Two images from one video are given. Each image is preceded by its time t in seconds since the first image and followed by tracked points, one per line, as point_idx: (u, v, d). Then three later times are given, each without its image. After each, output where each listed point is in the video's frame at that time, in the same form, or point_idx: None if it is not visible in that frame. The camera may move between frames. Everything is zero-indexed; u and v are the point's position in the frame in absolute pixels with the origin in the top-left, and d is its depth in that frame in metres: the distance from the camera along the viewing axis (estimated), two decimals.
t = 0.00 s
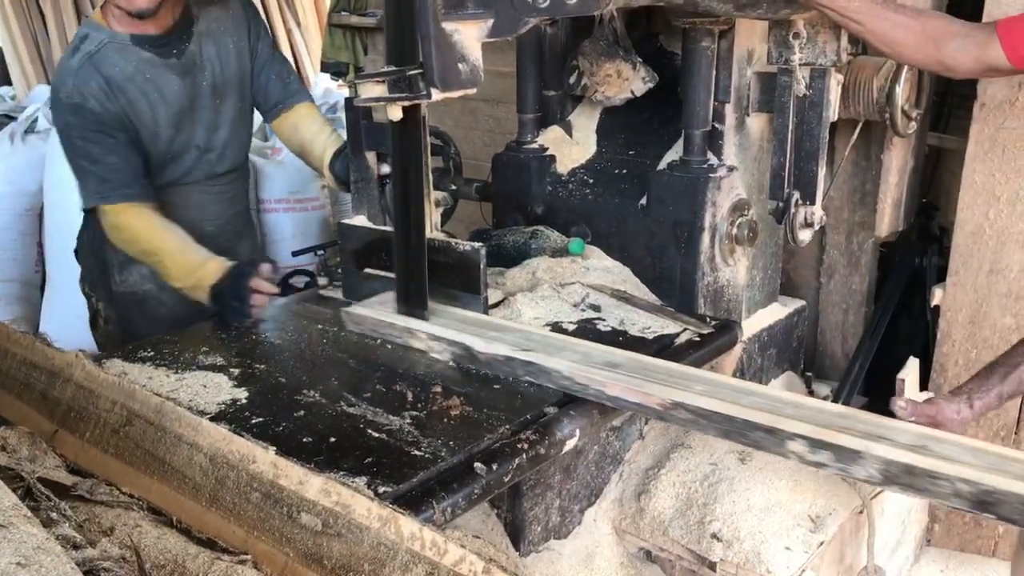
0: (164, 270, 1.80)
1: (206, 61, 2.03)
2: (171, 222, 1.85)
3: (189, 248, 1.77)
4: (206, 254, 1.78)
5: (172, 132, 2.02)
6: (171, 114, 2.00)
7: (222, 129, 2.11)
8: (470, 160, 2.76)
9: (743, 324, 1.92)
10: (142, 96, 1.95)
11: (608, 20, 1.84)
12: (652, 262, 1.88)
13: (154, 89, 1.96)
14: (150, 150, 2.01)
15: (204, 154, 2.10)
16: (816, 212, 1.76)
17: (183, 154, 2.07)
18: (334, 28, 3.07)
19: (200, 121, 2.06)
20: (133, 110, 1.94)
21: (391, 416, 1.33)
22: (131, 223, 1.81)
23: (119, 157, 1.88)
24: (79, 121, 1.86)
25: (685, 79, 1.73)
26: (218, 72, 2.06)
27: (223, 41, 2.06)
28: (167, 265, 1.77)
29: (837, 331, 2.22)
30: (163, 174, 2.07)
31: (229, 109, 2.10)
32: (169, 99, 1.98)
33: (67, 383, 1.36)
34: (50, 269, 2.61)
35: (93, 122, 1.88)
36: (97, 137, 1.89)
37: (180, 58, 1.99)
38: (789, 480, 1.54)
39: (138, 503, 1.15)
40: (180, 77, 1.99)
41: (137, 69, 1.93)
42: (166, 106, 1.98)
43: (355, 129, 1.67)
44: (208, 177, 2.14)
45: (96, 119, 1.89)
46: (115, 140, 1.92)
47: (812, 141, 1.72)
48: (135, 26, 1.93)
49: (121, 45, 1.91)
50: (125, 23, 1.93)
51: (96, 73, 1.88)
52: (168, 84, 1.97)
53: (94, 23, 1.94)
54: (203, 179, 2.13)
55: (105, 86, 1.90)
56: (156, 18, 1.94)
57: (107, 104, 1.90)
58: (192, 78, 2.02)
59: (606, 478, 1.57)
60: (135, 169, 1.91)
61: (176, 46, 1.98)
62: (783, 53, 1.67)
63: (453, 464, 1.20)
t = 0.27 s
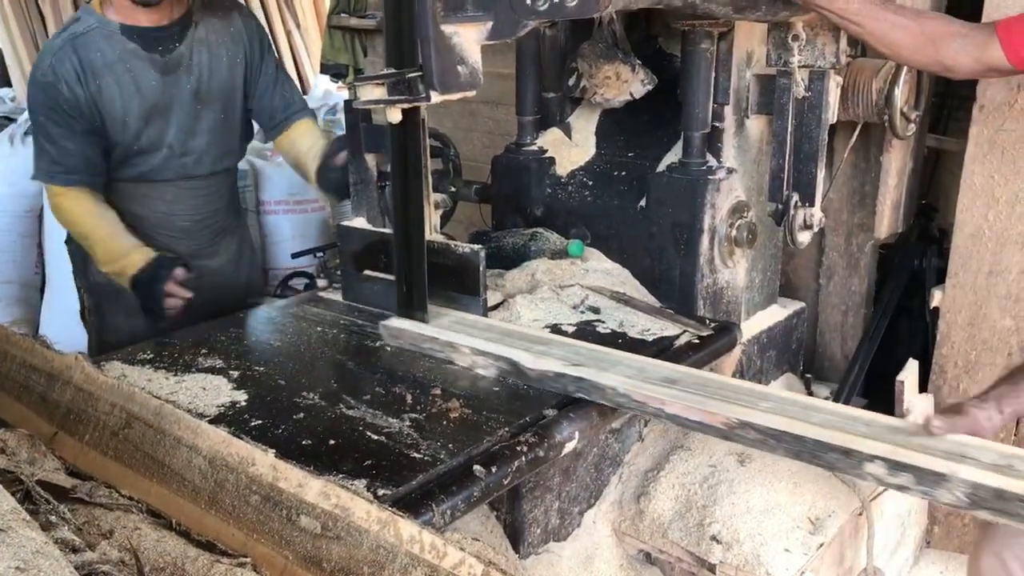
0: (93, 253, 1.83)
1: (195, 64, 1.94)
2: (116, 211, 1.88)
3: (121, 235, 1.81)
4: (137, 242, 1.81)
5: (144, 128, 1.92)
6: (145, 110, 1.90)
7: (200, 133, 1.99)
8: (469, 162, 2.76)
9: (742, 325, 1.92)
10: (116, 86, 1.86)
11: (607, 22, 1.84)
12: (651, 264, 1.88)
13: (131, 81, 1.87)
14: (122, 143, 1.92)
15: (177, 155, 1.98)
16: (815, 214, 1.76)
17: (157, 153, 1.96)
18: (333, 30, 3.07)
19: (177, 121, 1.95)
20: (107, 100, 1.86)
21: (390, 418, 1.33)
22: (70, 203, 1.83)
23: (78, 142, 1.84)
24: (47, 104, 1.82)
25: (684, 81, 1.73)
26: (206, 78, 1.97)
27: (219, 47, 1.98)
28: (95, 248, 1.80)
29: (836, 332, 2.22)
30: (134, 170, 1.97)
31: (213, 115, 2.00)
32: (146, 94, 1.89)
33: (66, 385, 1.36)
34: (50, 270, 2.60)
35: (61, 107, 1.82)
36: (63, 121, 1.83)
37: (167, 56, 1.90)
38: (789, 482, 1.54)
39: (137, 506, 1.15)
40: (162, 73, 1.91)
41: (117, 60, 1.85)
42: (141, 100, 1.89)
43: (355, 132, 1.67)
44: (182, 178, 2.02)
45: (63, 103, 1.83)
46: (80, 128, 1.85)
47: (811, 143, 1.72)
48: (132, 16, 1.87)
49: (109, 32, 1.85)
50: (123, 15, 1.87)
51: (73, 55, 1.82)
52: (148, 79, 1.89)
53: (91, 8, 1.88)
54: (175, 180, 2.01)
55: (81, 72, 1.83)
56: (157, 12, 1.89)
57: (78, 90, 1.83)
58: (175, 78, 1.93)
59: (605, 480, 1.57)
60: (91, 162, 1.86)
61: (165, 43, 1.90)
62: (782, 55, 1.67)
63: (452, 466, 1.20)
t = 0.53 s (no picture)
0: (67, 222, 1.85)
1: (207, 63, 1.94)
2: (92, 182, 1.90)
3: (99, 210, 1.84)
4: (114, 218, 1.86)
5: (145, 116, 1.90)
6: (150, 98, 1.89)
7: (201, 130, 1.98)
8: (470, 163, 2.76)
9: (744, 327, 1.92)
10: (125, 71, 1.85)
11: (608, 23, 1.84)
12: (652, 265, 1.87)
13: (142, 67, 1.87)
14: (120, 128, 1.90)
15: (171, 149, 1.96)
16: (817, 214, 1.74)
17: (150, 143, 1.93)
18: (335, 31, 3.07)
19: (180, 115, 1.94)
20: (114, 83, 1.85)
21: (391, 420, 1.33)
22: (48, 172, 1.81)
23: (75, 118, 1.82)
24: (53, 76, 1.80)
25: (685, 82, 1.72)
26: (216, 78, 1.96)
27: (233, 52, 1.98)
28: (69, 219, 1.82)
29: (837, 334, 2.22)
30: (126, 158, 1.93)
31: (216, 115, 1.99)
32: (153, 82, 1.88)
33: (66, 386, 1.35)
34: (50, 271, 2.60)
35: (67, 81, 1.80)
36: (68, 96, 1.81)
37: (181, 50, 1.90)
38: (790, 484, 1.53)
39: (137, 508, 1.15)
40: (172, 65, 1.90)
41: (131, 45, 1.85)
42: (148, 88, 1.88)
43: (357, 132, 1.68)
44: (174, 172, 1.98)
45: (69, 78, 1.81)
46: (82, 105, 1.83)
47: (813, 144, 1.72)
48: (155, 7, 1.86)
49: (127, 18, 1.84)
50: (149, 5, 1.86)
51: (89, 35, 1.81)
52: (158, 68, 1.88)
53: None
54: (168, 172, 1.97)
55: (93, 50, 1.82)
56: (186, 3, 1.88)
57: (87, 68, 1.82)
58: (185, 73, 1.92)
59: (606, 482, 1.57)
60: (84, 140, 1.85)
61: (181, 38, 1.90)
62: (784, 56, 1.70)
63: (453, 468, 1.19)
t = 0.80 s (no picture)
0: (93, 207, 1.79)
1: (221, 65, 1.94)
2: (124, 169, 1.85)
3: (125, 193, 1.78)
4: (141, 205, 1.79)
5: (159, 108, 1.91)
6: (165, 93, 1.90)
7: (207, 128, 1.99)
8: (473, 162, 2.76)
9: (747, 327, 1.91)
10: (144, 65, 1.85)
11: (612, 22, 1.84)
12: (655, 265, 1.87)
13: (160, 62, 1.87)
14: (132, 117, 1.91)
15: (176, 143, 1.97)
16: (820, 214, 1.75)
17: (156, 136, 1.94)
18: (338, 30, 3.07)
19: (190, 111, 1.95)
20: (133, 75, 1.86)
21: (393, 419, 1.33)
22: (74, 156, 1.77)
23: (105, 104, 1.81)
24: (77, 62, 1.79)
25: (688, 82, 1.72)
26: (228, 81, 1.96)
27: (248, 56, 1.98)
28: (96, 203, 1.77)
29: (840, 334, 2.21)
30: (131, 148, 1.95)
31: (224, 116, 1.99)
32: (169, 77, 1.89)
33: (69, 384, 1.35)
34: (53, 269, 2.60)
35: (89, 68, 1.80)
36: (91, 82, 1.80)
37: (198, 49, 1.90)
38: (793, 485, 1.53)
39: (140, 506, 1.15)
40: (188, 63, 1.90)
41: (153, 39, 1.85)
42: (164, 83, 1.89)
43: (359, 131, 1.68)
44: (172, 168, 2.00)
45: (94, 65, 1.81)
46: (108, 91, 1.83)
47: (816, 144, 1.72)
48: (178, 6, 1.87)
49: (150, 13, 1.84)
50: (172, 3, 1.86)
51: (112, 27, 1.81)
52: (175, 64, 1.88)
53: None
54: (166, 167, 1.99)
55: (117, 41, 1.82)
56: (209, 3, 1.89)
57: (112, 55, 1.82)
58: (201, 72, 1.92)
59: (609, 482, 1.57)
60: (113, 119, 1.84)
61: (199, 38, 1.90)
62: (788, 56, 1.69)
63: (456, 467, 1.19)
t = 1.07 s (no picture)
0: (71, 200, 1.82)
1: (230, 62, 1.94)
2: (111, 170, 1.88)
3: (109, 196, 1.81)
4: (122, 207, 1.82)
5: (165, 104, 1.90)
6: (171, 88, 1.89)
7: (215, 126, 1.97)
8: (476, 159, 2.76)
9: (750, 324, 1.91)
10: (150, 59, 1.85)
11: (616, 18, 1.84)
12: (658, 262, 1.87)
13: (167, 57, 1.87)
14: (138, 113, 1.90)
15: (184, 140, 1.96)
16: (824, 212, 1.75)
17: (163, 133, 1.93)
18: (341, 27, 3.07)
19: (197, 108, 1.94)
20: (138, 70, 1.85)
21: (397, 415, 1.33)
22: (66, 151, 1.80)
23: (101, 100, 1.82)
24: (80, 58, 1.80)
25: (693, 79, 1.72)
26: (236, 78, 1.96)
27: (258, 55, 1.98)
28: (78, 201, 1.80)
29: (844, 331, 2.21)
30: (137, 145, 1.94)
31: (232, 113, 1.98)
32: (175, 73, 1.88)
33: (73, 380, 1.35)
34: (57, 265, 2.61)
35: (93, 62, 1.80)
36: (92, 78, 1.81)
37: (207, 46, 1.90)
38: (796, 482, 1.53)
39: (143, 501, 1.15)
40: (196, 59, 1.90)
41: (160, 34, 1.85)
42: (170, 79, 1.88)
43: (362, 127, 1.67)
44: (180, 164, 1.98)
45: (98, 60, 1.80)
46: (107, 89, 1.82)
47: (820, 141, 1.72)
48: (189, 3, 1.87)
49: (159, 9, 1.85)
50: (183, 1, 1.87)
51: (119, 21, 1.81)
52: (182, 60, 1.88)
53: None
54: (174, 164, 1.97)
55: (123, 37, 1.82)
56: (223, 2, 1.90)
57: (117, 51, 1.82)
58: (209, 70, 1.92)
59: (612, 478, 1.57)
60: (108, 119, 1.84)
61: (208, 35, 1.90)
62: (793, 52, 1.70)
63: (459, 463, 1.19)
